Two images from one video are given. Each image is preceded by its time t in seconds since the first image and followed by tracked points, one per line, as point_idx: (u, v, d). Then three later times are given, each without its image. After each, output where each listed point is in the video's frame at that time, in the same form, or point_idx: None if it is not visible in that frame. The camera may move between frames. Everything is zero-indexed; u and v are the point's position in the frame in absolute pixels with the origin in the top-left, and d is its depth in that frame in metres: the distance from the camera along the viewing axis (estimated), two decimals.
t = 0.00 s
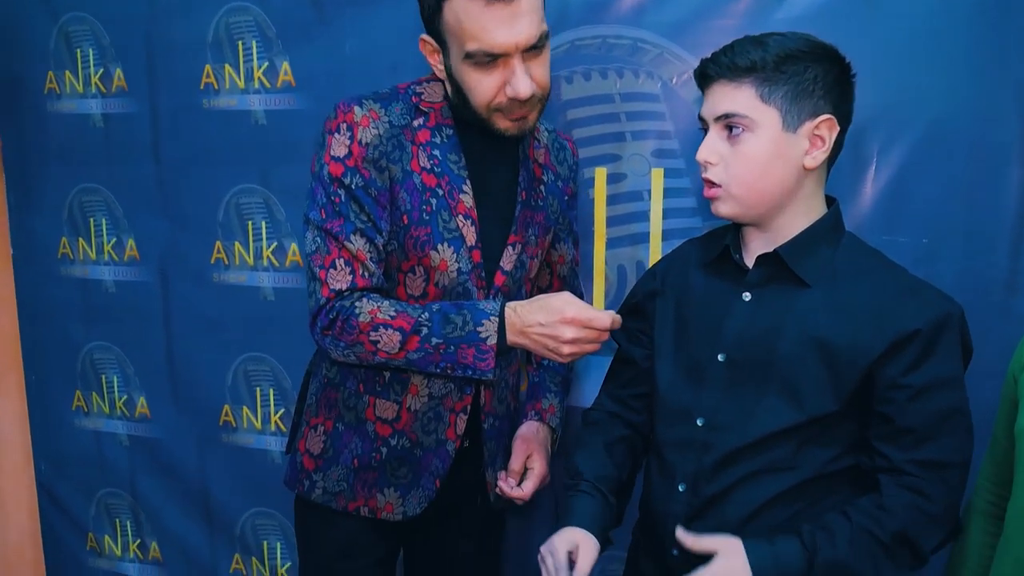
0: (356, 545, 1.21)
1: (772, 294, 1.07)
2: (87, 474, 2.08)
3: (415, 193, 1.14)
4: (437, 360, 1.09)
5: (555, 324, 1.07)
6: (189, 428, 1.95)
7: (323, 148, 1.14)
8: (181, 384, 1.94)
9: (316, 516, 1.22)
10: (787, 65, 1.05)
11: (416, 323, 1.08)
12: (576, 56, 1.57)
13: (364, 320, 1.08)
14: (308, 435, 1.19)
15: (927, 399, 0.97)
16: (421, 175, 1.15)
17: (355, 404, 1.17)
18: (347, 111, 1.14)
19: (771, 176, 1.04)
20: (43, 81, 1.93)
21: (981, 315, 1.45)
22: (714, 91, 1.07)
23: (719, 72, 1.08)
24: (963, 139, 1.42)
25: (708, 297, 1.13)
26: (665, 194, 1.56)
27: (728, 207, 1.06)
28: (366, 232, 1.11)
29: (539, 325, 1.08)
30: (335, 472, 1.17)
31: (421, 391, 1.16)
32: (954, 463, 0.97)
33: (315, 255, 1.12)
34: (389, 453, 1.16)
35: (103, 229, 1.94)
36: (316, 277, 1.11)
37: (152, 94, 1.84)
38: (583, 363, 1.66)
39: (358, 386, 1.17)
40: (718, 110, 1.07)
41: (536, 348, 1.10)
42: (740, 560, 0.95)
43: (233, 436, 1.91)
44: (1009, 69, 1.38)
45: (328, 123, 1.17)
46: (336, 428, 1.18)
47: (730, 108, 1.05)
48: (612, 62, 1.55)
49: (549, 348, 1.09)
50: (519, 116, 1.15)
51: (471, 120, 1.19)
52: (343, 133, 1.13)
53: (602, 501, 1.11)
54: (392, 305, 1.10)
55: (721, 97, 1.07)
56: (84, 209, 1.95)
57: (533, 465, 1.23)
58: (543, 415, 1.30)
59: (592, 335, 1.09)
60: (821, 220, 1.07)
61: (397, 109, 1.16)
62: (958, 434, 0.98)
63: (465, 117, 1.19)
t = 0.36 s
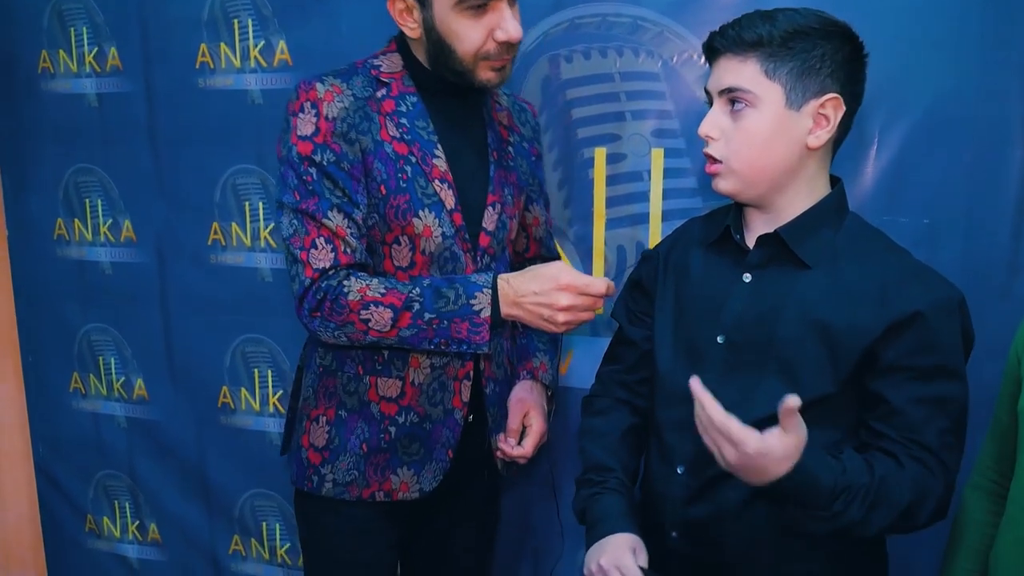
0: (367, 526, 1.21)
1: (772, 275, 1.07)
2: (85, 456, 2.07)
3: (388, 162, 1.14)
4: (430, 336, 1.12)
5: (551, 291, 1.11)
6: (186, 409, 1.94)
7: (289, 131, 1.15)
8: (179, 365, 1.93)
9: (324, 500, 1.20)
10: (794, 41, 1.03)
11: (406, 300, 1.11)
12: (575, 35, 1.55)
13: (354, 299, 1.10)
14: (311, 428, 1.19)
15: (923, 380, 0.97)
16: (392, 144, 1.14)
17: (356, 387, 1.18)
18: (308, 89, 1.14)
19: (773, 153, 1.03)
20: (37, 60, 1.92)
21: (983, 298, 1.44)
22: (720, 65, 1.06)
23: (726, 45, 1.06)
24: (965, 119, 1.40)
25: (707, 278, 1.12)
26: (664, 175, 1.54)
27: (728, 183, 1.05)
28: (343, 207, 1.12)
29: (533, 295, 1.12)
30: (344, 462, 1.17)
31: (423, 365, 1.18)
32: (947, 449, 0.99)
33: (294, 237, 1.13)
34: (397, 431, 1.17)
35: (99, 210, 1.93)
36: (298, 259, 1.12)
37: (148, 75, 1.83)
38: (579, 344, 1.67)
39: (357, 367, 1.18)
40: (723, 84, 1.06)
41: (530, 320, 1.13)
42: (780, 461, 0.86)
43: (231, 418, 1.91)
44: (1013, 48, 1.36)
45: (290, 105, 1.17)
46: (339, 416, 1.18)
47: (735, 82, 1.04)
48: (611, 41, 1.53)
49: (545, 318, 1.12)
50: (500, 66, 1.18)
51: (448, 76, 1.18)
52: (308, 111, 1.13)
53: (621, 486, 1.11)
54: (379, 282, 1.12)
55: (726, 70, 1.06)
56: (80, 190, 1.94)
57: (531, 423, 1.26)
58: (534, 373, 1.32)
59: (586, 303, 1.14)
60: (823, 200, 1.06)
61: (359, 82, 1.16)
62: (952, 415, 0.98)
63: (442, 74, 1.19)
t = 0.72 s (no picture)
0: (364, 519, 1.18)
1: (774, 245, 1.05)
2: (78, 432, 2.06)
3: (345, 128, 1.09)
4: (422, 313, 1.08)
5: (549, 253, 1.12)
6: (181, 385, 1.93)
7: (228, 108, 1.07)
8: (173, 340, 1.92)
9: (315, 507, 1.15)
10: (798, 2, 1.02)
11: (394, 276, 1.06)
12: (571, 4, 1.52)
13: (336, 279, 1.04)
14: (297, 427, 1.12)
15: (920, 351, 0.94)
16: (344, 110, 1.10)
17: (342, 374, 1.13)
18: (246, 59, 1.07)
19: (769, 117, 1.01)
20: (25, 32, 1.89)
21: (983, 269, 1.43)
22: (725, 25, 1.05)
23: (731, 5, 1.05)
24: (968, 89, 1.39)
25: (709, 249, 1.11)
26: (662, 146, 1.53)
27: (723, 146, 1.04)
28: (307, 180, 1.05)
29: (529, 259, 1.12)
30: (342, 457, 1.12)
31: (408, 338, 1.17)
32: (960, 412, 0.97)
33: (254, 222, 1.05)
34: (393, 411, 1.15)
35: (91, 183, 1.90)
36: (263, 244, 1.05)
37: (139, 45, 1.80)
38: (578, 319, 1.65)
39: (340, 352, 1.13)
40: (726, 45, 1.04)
41: (523, 286, 1.13)
42: (695, 513, 0.96)
43: (226, 393, 1.90)
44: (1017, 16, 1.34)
45: (223, 81, 1.09)
46: (327, 409, 1.12)
47: (736, 43, 1.02)
48: (609, 11, 1.51)
49: (541, 282, 1.13)
50: (438, 17, 1.18)
51: (387, 30, 1.17)
52: (251, 83, 1.06)
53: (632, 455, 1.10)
54: (361, 260, 1.06)
55: (730, 30, 1.04)
56: (71, 164, 1.91)
57: (520, 377, 1.29)
58: (509, 329, 1.35)
59: (581, 264, 1.15)
60: (827, 169, 1.05)
61: (296, 49, 1.11)
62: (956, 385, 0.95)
63: (380, 29, 1.17)
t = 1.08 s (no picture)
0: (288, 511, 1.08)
1: (774, 199, 1.02)
2: (70, 397, 2.04)
3: (259, 80, 0.96)
4: (391, 280, 0.99)
5: (529, 209, 1.09)
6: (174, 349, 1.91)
7: (120, 65, 0.91)
8: (165, 304, 1.89)
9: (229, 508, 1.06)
10: None
11: (360, 239, 0.97)
12: None
13: (293, 246, 0.94)
14: (233, 421, 1.00)
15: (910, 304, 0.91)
16: (255, 61, 0.96)
17: (280, 356, 1.02)
18: (134, 6, 0.91)
19: (776, 69, 0.98)
20: None
21: (988, 227, 1.41)
22: None
23: None
24: (975, 41, 1.35)
25: (709, 204, 1.08)
26: (661, 103, 1.49)
27: (728, 98, 1.01)
28: (231, 139, 0.93)
29: (507, 217, 1.07)
30: (286, 446, 1.03)
31: (345, 310, 1.08)
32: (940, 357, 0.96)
33: (179, 190, 0.91)
34: (338, 388, 1.07)
35: (78, 144, 1.87)
36: (194, 213, 0.92)
37: None
38: (575, 278, 1.61)
39: (275, 332, 1.01)
40: None
41: (501, 245, 1.08)
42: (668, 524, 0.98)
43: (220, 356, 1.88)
44: None
45: (107, 34, 0.92)
46: (266, 396, 1.01)
47: None
48: None
49: (524, 240, 1.09)
50: None
51: None
52: (146, 34, 0.90)
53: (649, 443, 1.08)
54: (319, 225, 0.97)
55: None
56: (57, 124, 1.88)
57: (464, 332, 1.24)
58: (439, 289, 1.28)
59: (564, 219, 1.12)
60: (830, 120, 1.01)
61: None
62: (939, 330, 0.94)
63: None
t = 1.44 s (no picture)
0: (228, 481, 1.01)
1: (765, 138, 0.97)
2: (42, 356, 1.99)
3: (172, 9, 0.86)
4: (349, 227, 0.89)
5: (495, 146, 0.97)
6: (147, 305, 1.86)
7: None
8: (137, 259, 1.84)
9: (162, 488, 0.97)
10: None
11: (313, 182, 0.87)
12: None
13: (239, 191, 0.84)
14: (172, 390, 0.93)
15: (906, 241, 0.88)
16: None
17: (216, 315, 0.94)
18: None
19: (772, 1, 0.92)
20: None
21: (981, 174, 1.38)
22: None
23: None
24: None
25: (696, 146, 1.03)
26: (648, 47, 1.45)
27: (718, 29, 0.95)
28: (152, 75, 0.82)
29: (471, 155, 0.95)
30: (233, 410, 0.97)
31: (282, 260, 1.00)
32: (933, 300, 0.92)
33: (96, 135, 0.79)
34: (280, 344, 1.00)
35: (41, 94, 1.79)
36: (118, 159, 0.80)
37: None
38: (558, 230, 1.57)
39: (210, 289, 0.93)
40: None
41: (464, 186, 0.96)
42: (660, 498, 0.95)
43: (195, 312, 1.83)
44: None
45: None
46: (205, 359, 0.94)
47: None
48: None
49: (490, 180, 0.98)
50: None
51: None
52: None
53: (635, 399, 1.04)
54: (265, 167, 0.86)
55: None
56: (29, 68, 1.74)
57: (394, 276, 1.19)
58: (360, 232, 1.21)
59: (530, 156, 1.00)
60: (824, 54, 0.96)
61: None
62: (934, 271, 0.91)
63: None
